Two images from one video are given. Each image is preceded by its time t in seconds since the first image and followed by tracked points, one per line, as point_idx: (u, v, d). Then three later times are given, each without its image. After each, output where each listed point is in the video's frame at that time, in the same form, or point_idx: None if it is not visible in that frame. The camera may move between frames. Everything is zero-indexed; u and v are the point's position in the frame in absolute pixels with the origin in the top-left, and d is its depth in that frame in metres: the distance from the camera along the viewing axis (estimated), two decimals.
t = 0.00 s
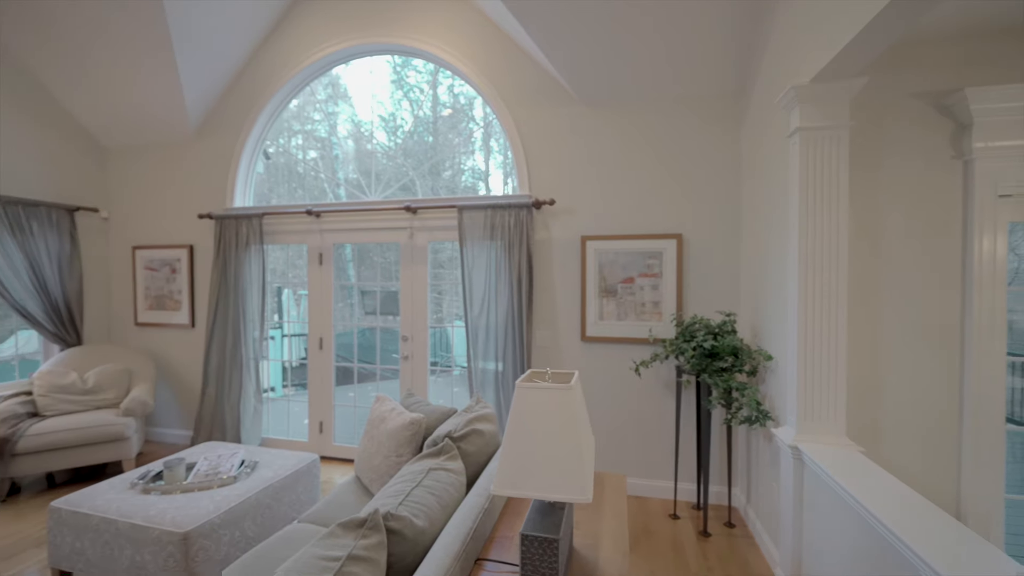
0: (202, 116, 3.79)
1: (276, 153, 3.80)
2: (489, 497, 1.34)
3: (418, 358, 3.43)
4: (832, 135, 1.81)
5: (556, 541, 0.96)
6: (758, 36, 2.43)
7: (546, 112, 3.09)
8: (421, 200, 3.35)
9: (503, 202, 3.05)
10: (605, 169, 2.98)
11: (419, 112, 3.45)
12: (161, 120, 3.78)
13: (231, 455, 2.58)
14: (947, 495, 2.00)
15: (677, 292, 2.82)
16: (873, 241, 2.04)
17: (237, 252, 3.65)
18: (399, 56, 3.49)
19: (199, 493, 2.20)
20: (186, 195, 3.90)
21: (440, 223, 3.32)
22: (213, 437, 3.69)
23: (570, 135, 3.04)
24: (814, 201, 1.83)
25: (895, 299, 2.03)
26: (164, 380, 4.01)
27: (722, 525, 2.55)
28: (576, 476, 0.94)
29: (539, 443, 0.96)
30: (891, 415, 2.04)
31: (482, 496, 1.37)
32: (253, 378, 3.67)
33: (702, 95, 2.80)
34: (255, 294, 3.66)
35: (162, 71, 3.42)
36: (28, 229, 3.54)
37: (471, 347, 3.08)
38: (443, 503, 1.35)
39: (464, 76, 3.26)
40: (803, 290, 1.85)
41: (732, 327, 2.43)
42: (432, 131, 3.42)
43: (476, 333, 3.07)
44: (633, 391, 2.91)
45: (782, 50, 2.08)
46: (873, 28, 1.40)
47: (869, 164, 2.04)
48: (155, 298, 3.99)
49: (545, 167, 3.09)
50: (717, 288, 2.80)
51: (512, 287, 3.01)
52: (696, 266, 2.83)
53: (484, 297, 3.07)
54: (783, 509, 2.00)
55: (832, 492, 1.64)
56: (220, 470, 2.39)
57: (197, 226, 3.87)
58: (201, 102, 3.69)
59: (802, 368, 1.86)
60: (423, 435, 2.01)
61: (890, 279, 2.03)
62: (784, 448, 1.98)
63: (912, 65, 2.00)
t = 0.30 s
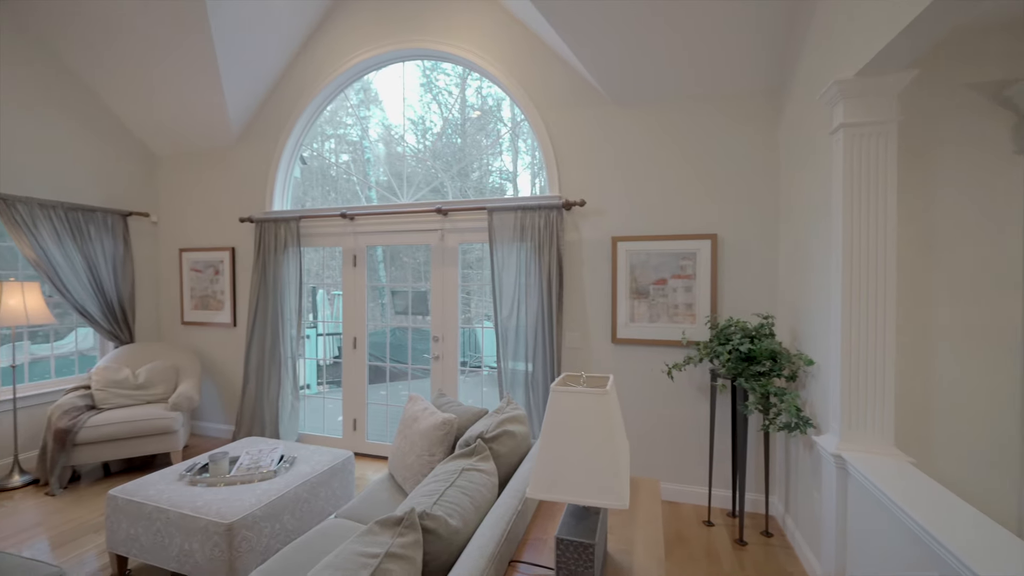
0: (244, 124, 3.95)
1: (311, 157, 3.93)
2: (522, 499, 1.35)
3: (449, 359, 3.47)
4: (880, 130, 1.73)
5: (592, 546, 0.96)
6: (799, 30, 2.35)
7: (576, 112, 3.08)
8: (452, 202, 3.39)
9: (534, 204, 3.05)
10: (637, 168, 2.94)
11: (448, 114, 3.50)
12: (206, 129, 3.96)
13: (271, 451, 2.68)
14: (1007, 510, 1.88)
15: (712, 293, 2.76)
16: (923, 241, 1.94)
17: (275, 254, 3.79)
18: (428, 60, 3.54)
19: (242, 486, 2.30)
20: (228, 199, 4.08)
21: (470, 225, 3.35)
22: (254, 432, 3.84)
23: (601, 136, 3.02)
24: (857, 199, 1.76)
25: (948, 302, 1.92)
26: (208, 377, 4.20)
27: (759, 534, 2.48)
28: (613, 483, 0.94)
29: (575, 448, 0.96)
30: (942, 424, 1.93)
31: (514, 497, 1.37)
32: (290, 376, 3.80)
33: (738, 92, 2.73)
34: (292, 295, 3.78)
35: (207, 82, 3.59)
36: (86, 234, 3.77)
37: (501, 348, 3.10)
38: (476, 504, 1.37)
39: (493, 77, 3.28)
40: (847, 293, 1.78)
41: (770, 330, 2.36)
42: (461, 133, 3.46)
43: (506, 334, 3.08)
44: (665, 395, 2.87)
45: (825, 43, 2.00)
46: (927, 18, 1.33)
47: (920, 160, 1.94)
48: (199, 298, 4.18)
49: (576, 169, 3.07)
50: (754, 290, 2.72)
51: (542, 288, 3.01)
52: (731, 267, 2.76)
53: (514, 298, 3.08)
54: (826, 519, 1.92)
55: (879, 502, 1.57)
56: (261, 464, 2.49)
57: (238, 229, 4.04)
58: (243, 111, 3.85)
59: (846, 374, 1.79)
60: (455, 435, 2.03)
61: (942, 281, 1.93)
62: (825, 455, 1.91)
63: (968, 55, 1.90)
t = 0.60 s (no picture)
0: (283, 130, 4.10)
1: (345, 160, 4.04)
2: (556, 503, 1.34)
3: (480, 359, 3.49)
4: (934, 124, 1.64)
5: (630, 554, 0.96)
6: (844, 21, 2.26)
7: (608, 112, 3.05)
8: (483, 203, 3.41)
9: (565, 204, 3.03)
10: (671, 168, 2.88)
11: (478, 115, 3.53)
12: (248, 136, 4.12)
13: (309, 446, 2.77)
14: None
15: (751, 295, 2.67)
16: (983, 240, 1.82)
17: (313, 256, 3.91)
18: (458, 63, 3.59)
19: (282, 480, 2.38)
20: (269, 203, 4.23)
21: (502, 227, 3.36)
22: (292, 428, 3.97)
23: (634, 135, 2.97)
24: (909, 197, 1.67)
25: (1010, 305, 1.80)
26: (249, 374, 4.38)
27: (801, 545, 2.39)
28: (653, 490, 0.92)
29: (613, 454, 0.95)
30: (1004, 435, 1.81)
31: (548, 500, 1.37)
32: (327, 374, 3.91)
33: (779, 87, 2.64)
34: (329, 295, 3.89)
35: (249, 91, 3.74)
36: (140, 237, 3.99)
37: (533, 349, 3.10)
38: (510, 505, 1.37)
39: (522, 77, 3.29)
40: (897, 295, 1.69)
41: (813, 334, 2.27)
42: (491, 134, 3.49)
43: (537, 335, 3.08)
44: (701, 399, 2.80)
45: (873, 34, 1.91)
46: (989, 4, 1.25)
47: (980, 154, 1.82)
48: (242, 298, 4.36)
49: (608, 169, 3.04)
50: (796, 292, 2.62)
51: (574, 289, 2.99)
52: (771, 268, 2.67)
53: (545, 299, 3.07)
54: (875, 531, 1.83)
55: (933, 516, 1.48)
56: (301, 459, 2.57)
57: (278, 232, 4.19)
58: (282, 117, 3.99)
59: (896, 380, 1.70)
60: (488, 436, 2.05)
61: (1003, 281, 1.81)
62: (873, 465, 1.82)
63: None
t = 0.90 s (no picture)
0: (318, 135, 4.22)
1: (376, 163, 4.13)
2: (590, 507, 1.33)
3: (510, 360, 3.50)
4: (996, 116, 1.54)
5: (669, 563, 0.95)
6: (894, 10, 2.15)
7: (639, 110, 3.00)
8: (512, 205, 3.41)
9: (596, 205, 3.00)
10: (706, 167, 2.81)
11: (506, 116, 3.56)
12: (285, 142, 4.26)
13: (344, 444, 2.84)
14: None
15: (791, 297, 2.58)
16: None
17: (346, 257, 4.00)
18: (486, 65, 3.62)
19: (318, 476, 2.45)
20: (305, 206, 4.36)
21: (532, 228, 3.35)
22: (326, 425, 4.07)
23: (667, 134, 2.92)
24: (966, 193, 1.57)
25: None
26: (286, 371, 4.52)
27: (844, 558, 2.29)
28: (693, 500, 0.90)
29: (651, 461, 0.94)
30: None
31: (582, 503, 1.35)
32: (360, 373, 4.00)
33: (821, 81, 2.54)
34: (361, 296, 3.98)
35: (287, 98, 3.86)
36: (185, 240, 4.18)
37: (563, 350, 3.08)
38: (543, 509, 1.36)
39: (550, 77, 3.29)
40: (952, 297, 1.60)
41: (859, 339, 2.17)
42: (518, 134, 3.51)
43: (568, 337, 3.06)
44: (738, 404, 2.72)
45: (927, 23, 1.81)
46: None
47: None
48: (279, 299, 4.51)
49: (640, 168, 2.99)
50: (839, 294, 2.51)
51: (605, 290, 2.96)
52: (812, 269, 2.57)
53: (576, 300, 3.04)
54: (926, 546, 1.73)
55: (992, 533, 1.40)
56: (336, 456, 2.64)
57: (314, 234, 4.31)
58: (318, 122, 4.11)
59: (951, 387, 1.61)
60: (519, 438, 2.05)
61: None
62: (925, 477, 1.72)
63: None
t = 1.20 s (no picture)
0: (350, 139, 4.33)
1: (405, 165, 4.21)
2: (623, 512, 1.32)
3: (537, 361, 3.49)
4: None
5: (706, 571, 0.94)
6: None
7: (669, 108, 2.95)
8: (540, 206, 3.41)
9: (626, 205, 2.97)
10: (740, 165, 2.74)
11: (532, 116, 3.58)
12: (319, 146, 4.38)
13: (375, 442, 2.90)
14: None
15: (830, 299, 2.49)
16: None
17: (377, 258, 4.08)
18: (512, 66, 3.64)
19: (351, 472, 2.51)
20: (337, 209, 4.47)
21: (560, 229, 3.34)
22: (358, 423, 4.17)
23: (698, 132, 2.86)
24: None
25: None
26: (319, 370, 4.65)
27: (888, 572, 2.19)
28: (731, 508, 0.89)
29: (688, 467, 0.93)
30: None
31: (614, 507, 1.34)
32: (390, 372, 4.07)
33: (863, 75, 2.44)
34: (391, 296, 4.05)
35: (321, 105, 3.97)
36: (225, 243, 4.35)
37: (591, 352, 3.06)
38: (575, 512, 1.36)
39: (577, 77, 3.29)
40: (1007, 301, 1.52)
41: (905, 343, 2.07)
42: (545, 135, 3.52)
43: (596, 338, 3.03)
44: (774, 409, 2.64)
45: (981, 11, 1.72)
46: None
47: None
48: (312, 299, 4.64)
49: (671, 167, 2.94)
50: (882, 296, 2.41)
51: (634, 291, 2.92)
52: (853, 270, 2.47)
53: (605, 301, 3.02)
54: (980, 563, 1.64)
55: None
56: (367, 454, 2.70)
57: (345, 236, 4.42)
58: (349, 127, 4.21)
59: (1007, 395, 1.52)
60: (549, 439, 2.05)
61: None
62: (979, 490, 1.63)
63: None
